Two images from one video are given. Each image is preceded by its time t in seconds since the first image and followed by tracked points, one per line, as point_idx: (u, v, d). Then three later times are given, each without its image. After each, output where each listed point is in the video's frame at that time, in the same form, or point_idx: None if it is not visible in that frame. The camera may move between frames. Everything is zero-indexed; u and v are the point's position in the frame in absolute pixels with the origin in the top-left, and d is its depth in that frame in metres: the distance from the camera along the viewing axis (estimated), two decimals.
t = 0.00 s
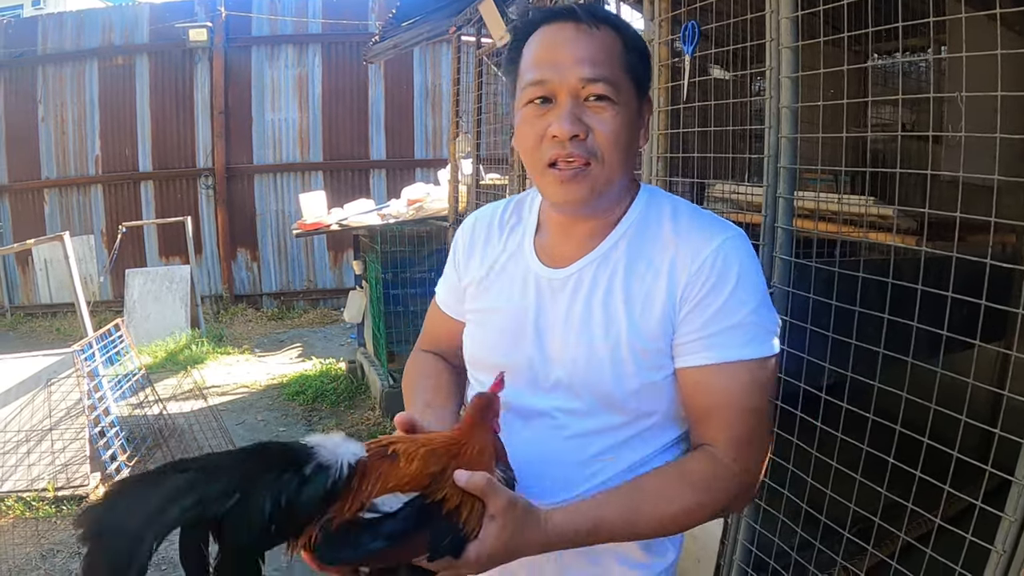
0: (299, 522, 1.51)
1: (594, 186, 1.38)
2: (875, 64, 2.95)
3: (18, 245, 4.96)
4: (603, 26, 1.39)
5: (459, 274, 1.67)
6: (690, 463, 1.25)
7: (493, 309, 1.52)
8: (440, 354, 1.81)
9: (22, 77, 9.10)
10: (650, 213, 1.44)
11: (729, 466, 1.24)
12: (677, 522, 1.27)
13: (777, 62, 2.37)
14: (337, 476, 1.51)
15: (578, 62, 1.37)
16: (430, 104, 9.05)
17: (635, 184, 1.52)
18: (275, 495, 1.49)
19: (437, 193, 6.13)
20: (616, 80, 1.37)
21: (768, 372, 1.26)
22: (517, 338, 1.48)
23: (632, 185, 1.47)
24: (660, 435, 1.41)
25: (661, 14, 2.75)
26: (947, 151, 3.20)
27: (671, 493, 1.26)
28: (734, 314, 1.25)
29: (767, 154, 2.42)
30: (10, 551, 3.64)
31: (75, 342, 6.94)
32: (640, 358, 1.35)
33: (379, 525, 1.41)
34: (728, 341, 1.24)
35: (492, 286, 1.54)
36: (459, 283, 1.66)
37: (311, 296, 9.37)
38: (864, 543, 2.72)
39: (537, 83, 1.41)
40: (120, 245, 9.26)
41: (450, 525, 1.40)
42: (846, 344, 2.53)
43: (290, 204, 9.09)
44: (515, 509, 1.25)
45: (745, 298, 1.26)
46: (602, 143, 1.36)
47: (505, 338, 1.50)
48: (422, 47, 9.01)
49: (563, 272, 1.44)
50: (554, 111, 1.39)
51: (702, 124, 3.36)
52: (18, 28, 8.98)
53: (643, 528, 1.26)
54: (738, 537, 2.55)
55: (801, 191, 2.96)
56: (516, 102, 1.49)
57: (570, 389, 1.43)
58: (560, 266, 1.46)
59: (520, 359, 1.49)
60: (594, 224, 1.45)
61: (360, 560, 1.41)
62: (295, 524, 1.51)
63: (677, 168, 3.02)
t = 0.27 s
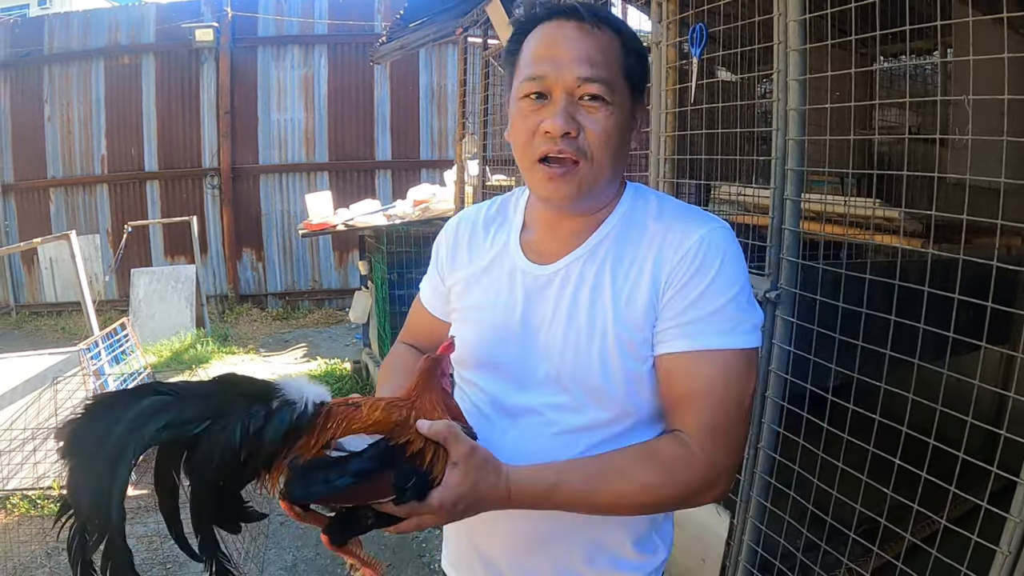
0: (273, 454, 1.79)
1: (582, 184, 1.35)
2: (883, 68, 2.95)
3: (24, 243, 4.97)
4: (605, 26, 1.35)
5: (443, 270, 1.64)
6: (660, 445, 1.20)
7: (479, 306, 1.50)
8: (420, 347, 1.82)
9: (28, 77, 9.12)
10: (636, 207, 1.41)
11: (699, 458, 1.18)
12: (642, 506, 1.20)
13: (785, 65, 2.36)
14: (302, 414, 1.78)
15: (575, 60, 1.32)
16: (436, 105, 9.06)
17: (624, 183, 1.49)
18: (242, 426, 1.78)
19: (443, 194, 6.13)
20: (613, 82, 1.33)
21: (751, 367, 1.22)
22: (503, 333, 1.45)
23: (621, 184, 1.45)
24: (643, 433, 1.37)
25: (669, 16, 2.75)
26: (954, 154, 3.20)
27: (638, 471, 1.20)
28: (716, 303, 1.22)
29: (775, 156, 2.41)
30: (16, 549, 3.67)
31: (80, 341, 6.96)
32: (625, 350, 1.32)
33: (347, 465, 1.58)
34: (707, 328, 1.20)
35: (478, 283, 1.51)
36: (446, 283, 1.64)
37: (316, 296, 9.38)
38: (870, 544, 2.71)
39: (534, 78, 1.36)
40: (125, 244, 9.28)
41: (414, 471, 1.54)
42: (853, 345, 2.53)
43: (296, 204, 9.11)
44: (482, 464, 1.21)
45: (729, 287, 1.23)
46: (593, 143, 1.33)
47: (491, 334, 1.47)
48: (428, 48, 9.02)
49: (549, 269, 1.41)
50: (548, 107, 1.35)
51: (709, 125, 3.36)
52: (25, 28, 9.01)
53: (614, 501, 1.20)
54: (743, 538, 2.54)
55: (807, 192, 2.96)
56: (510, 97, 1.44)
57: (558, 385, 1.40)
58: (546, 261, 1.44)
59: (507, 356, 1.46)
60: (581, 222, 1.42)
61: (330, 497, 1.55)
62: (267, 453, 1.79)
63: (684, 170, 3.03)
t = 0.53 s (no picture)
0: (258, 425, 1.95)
1: (564, 188, 1.33)
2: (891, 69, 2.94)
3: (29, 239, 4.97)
4: (585, 33, 1.33)
5: (426, 279, 1.61)
6: (642, 434, 1.15)
7: (460, 309, 1.47)
8: (422, 352, 1.78)
9: (35, 73, 9.14)
10: (617, 206, 1.39)
11: (682, 448, 1.13)
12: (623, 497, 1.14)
13: (794, 66, 2.36)
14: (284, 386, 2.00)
15: (557, 66, 1.30)
16: (441, 104, 9.06)
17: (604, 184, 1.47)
18: (229, 397, 1.99)
19: (448, 193, 6.13)
20: (594, 88, 1.31)
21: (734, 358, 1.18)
22: (484, 335, 1.42)
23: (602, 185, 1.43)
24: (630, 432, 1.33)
25: (677, 16, 2.75)
26: (962, 156, 3.20)
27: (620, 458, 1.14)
28: (695, 294, 1.19)
29: (782, 158, 2.41)
30: (19, 544, 3.68)
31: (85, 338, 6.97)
32: (608, 347, 1.28)
33: (328, 429, 1.65)
34: (687, 318, 1.17)
35: (459, 287, 1.48)
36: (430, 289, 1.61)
37: (320, 294, 9.38)
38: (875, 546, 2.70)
39: (517, 84, 1.33)
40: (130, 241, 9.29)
41: (392, 438, 1.59)
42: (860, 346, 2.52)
43: (301, 202, 9.12)
44: (461, 435, 1.18)
45: (709, 278, 1.20)
46: (575, 149, 1.31)
47: (473, 336, 1.43)
48: (434, 47, 9.02)
49: (530, 270, 1.38)
50: (530, 113, 1.33)
51: (717, 126, 3.36)
52: (32, 25, 9.02)
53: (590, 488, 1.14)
54: (748, 539, 2.55)
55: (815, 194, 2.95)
56: (493, 103, 1.42)
57: (541, 385, 1.36)
58: (527, 263, 1.41)
59: (489, 358, 1.42)
60: (563, 225, 1.40)
61: (312, 458, 1.64)
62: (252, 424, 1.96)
63: (691, 170, 3.02)
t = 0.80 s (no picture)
0: (247, 395, 2.10)
1: (540, 194, 1.33)
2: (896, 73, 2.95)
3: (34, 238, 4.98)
4: (558, 36, 1.30)
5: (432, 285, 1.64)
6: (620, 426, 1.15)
7: (456, 311, 1.49)
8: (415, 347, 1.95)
9: (40, 73, 9.15)
10: (605, 205, 1.37)
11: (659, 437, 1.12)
12: (603, 489, 1.16)
13: (799, 70, 2.36)
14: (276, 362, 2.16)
15: (527, 74, 1.29)
16: (445, 105, 9.06)
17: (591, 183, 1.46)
18: (224, 368, 2.17)
19: (452, 194, 6.13)
20: (566, 94, 1.29)
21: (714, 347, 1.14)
22: (475, 335, 1.43)
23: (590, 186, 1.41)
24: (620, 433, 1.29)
25: (683, 19, 2.76)
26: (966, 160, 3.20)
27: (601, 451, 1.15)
28: (668, 284, 1.16)
29: (787, 161, 2.41)
30: (23, 542, 3.70)
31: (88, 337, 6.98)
32: (590, 343, 1.27)
33: (310, 401, 1.76)
34: (660, 309, 1.15)
35: (456, 290, 1.50)
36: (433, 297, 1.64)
37: (323, 295, 9.38)
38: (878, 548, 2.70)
39: (491, 94, 1.33)
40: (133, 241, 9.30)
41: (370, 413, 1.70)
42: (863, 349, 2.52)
43: (304, 203, 9.13)
44: (440, 422, 1.23)
45: (684, 268, 1.18)
46: (548, 156, 1.30)
47: (467, 337, 1.45)
48: (438, 48, 9.03)
49: (517, 270, 1.39)
50: (504, 121, 1.32)
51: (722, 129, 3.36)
52: (37, 24, 9.04)
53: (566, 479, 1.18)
54: (751, 540, 2.54)
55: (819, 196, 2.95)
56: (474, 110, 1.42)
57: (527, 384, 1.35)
58: (517, 263, 1.42)
59: (481, 359, 1.43)
60: (552, 227, 1.40)
61: (294, 424, 1.74)
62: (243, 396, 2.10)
63: (696, 173, 3.03)
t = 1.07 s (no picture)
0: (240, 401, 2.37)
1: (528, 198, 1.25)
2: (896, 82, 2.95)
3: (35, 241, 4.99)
4: (544, 34, 1.22)
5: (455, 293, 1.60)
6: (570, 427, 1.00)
7: (462, 315, 1.44)
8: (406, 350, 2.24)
9: (42, 75, 9.17)
10: (603, 205, 1.26)
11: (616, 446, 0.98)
12: (541, 493, 1.00)
13: (800, 77, 2.37)
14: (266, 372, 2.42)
15: (514, 74, 1.22)
16: (446, 110, 9.07)
17: (594, 183, 1.37)
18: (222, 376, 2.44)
19: (452, 199, 6.13)
20: (553, 94, 1.21)
21: (686, 354, 1.01)
22: (471, 339, 1.37)
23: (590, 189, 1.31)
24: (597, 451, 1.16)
25: (684, 27, 2.78)
26: (965, 168, 3.21)
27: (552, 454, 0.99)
28: (637, 283, 1.04)
29: (787, 168, 2.41)
30: (21, 544, 3.70)
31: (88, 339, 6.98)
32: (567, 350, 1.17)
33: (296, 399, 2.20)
34: (625, 309, 1.02)
35: (467, 293, 1.47)
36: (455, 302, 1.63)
37: (322, 299, 9.38)
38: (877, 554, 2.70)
39: (480, 95, 1.27)
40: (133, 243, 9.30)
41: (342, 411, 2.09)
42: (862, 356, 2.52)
43: (304, 207, 9.12)
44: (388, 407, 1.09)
45: (657, 266, 1.04)
46: (536, 160, 1.23)
47: (466, 342, 1.39)
48: (439, 54, 9.04)
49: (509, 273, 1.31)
50: (492, 123, 1.25)
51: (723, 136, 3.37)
52: (40, 27, 9.06)
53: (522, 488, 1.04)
54: (750, 545, 2.54)
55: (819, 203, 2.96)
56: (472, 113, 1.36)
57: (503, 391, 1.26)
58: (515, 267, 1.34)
59: (473, 366, 1.36)
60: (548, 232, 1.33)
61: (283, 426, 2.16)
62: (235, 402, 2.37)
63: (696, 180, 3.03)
